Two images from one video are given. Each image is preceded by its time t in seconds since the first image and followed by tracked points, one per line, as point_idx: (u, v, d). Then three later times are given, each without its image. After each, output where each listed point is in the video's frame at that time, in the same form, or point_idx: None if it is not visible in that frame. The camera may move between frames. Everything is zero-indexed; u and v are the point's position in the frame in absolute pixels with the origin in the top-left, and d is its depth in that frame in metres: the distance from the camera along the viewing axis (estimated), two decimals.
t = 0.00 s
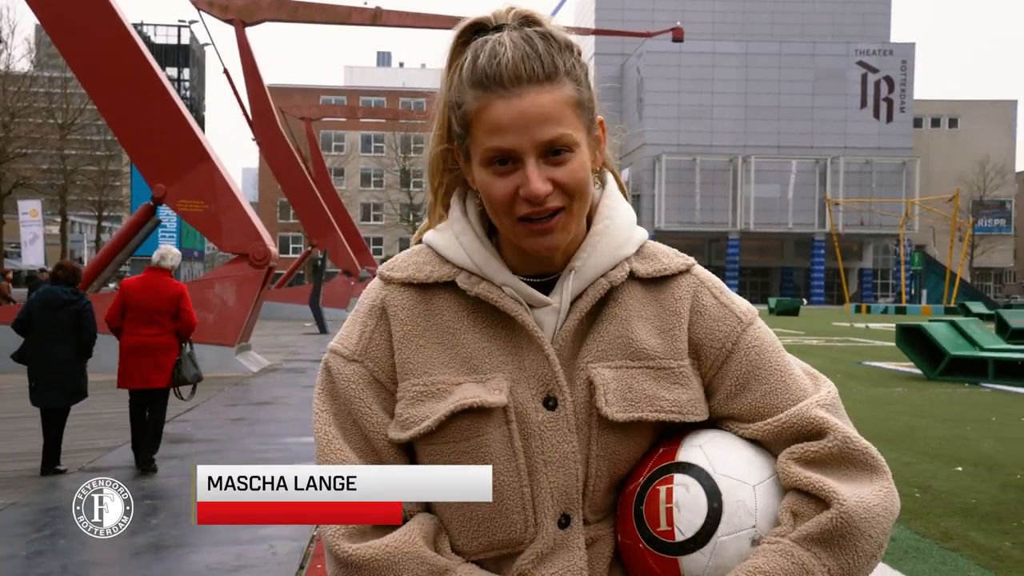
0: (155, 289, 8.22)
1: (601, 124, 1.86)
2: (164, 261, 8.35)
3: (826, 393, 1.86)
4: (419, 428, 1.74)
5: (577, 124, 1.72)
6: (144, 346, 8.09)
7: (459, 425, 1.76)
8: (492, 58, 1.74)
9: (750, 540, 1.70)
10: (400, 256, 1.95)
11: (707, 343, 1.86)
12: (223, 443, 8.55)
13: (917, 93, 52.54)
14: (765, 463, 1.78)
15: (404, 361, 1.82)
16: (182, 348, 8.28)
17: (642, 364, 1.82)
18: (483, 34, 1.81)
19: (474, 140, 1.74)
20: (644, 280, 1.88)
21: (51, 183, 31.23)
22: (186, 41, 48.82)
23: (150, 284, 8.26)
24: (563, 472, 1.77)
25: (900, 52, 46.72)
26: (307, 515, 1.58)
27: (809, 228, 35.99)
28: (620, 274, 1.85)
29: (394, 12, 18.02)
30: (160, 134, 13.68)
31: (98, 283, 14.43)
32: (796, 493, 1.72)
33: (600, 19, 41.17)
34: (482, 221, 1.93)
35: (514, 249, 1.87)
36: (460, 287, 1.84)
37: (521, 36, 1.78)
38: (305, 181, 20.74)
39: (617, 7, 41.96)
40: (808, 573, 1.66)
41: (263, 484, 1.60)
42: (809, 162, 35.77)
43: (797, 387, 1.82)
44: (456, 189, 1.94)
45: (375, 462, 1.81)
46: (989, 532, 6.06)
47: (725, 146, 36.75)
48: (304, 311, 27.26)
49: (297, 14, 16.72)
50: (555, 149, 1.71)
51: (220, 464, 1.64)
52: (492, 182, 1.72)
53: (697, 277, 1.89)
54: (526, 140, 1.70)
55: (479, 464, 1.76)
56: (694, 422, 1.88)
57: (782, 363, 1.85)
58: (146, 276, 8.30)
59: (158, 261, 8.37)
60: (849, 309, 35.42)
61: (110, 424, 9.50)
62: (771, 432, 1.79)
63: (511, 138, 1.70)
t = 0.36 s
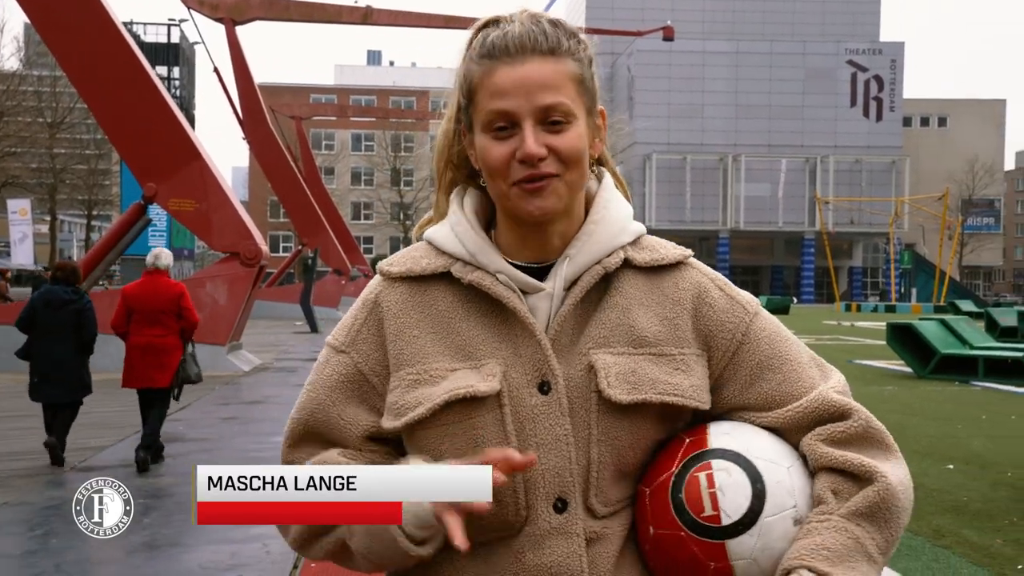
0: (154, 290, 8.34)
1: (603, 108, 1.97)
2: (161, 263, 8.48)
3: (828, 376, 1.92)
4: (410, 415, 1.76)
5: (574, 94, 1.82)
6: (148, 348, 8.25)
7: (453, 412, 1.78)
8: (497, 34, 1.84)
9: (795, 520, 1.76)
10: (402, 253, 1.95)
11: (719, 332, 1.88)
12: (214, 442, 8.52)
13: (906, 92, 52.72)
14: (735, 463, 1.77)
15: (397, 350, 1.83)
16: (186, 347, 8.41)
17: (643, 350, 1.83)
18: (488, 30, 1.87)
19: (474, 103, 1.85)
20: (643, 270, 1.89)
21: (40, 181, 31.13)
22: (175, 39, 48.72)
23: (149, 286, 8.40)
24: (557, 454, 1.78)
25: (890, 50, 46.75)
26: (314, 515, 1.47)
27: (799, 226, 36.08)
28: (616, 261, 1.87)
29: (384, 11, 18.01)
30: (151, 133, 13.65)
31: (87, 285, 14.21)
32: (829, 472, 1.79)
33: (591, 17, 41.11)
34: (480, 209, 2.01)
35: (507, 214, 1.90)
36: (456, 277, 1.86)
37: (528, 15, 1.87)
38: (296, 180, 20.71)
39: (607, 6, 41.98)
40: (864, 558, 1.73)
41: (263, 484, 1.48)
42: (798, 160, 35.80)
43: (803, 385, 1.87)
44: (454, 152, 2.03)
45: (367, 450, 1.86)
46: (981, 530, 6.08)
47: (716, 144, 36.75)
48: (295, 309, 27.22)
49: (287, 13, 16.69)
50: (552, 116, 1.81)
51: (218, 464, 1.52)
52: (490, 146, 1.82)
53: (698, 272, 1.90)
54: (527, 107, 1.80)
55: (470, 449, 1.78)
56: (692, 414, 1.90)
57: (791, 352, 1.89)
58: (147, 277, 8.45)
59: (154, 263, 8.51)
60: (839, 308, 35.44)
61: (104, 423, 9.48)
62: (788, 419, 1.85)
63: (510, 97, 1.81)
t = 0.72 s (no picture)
0: (160, 291, 8.62)
1: (589, 120, 2.06)
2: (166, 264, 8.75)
3: (808, 379, 1.99)
4: (397, 409, 1.76)
5: (567, 84, 1.90)
6: (155, 346, 8.46)
7: (442, 406, 1.80)
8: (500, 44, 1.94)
9: (805, 515, 1.78)
10: (393, 258, 1.97)
11: (712, 334, 1.91)
12: (207, 447, 8.51)
13: (900, 97, 52.90)
14: (748, 459, 1.80)
15: (388, 347, 1.85)
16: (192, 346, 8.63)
17: (633, 347, 1.84)
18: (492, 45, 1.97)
19: (470, 97, 1.94)
20: (631, 271, 1.91)
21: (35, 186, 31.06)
22: (170, 44, 48.76)
23: (155, 288, 8.65)
24: (543, 446, 1.79)
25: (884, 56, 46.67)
26: (310, 515, 1.51)
27: (793, 231, 36.18)
28: (603, 260, 1.89)
29: (378, 16, 18.00)
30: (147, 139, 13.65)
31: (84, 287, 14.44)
32: (831, 471, 1.83)
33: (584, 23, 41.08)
34: (467, 217, 2.04)
35: (495, 200, 1.93)
36: (446, 277, 1.89)
37: (515, 39, 1.94)
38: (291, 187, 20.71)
39: (601, 10, 42.05)
40: (874, 545, 1.75)
41: (263, 484, 1.52)
42: (793, 166, 35.81)
43: (788, 387, 1.94)
44: (448, 165, 2.16)
45: (353, 447, 1.91)
46: (976, 536, 6.09)
47: (710, 149, 36.74)
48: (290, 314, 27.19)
49: (281, 19, 16.71)
50: (546, 105, 1.87)
51: (218, 464, 1.55)
52: (489, 129, 1.87)
53: (685, 278, 1.93)
54: (522, 87, 1.88)
55: (460, 444, 1.80)
56: (678, 415, 1.94)
57: (781, 356, 1.98)
58: (153, 279, 8.70)
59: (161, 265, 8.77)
60: (834, 314, 35.41)
61: (100, 429, 9.48)
62: (779, 421, 1.92)
63: (503, 82, 1.89)
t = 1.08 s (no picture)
0: (181, 297, 8.84)
1: (581, 128, 2.09)
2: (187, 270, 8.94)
3: (796, 389, 2.02)
4: (389, 413, 1.77)
5: (560, 95, 1.94)
6: (173, 351, 8.77)
7: (434, 410, 1.81)
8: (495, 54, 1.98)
9: (792, 521, 1.82)
10: (385, 268, 1.99)
11: (701, 343, 1.95)
12: (207, 451, 8.51)
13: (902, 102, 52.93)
14: (732, 464, 1.83)
15: (379, 353, 1.86)
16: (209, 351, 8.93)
17: (623, 354, 1.87)
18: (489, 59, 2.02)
19: (465, 108, 1.96)
20: (622, 280, 1.94)
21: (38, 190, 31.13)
22: (172, 49, 48.92)
23: (175, 293, 8.87)
24: (534, 451, 1.80)
25: (887, 62, 46.70)
26: (308, 515, 1.51)
27: (796, 236, 36.20)
28: (594, 268, 1.92)
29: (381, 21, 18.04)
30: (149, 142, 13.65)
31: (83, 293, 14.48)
32: (819, 477, 1.87)
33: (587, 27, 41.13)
34: (459, 226, 2.06)
35: (486, 209, 1.96)
36: (437, 284, 1.91)
37: (517, 52, 1.97)
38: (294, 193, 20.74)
39: (604, 14, 42.08)
40: (860, 552, 1.79)
41: (263, 484, 1.53)
42: (796, 171, 35.82)
43: (775, 396, 1.98)
44: (440, 178, 2.18)
45: (350, 454, 1.91)
46: (977, 542, 6.08)
47: (714, 154, 36.75)
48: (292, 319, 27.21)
49: (284, 23, 16.75)
50: (540, 114, 1.91)
51: (217, 464, 1.56)
52: (482, 138, 1.90)
53: (675, 286, 1.97)
54: (517, 96, 1.91)
55: (450, 448, 1.81)
56: (670, 422, 1.97)
57: (769, 366, 2.02)
58: (174, 284, 8.93)
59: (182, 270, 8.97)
60: (837, 319, 35.40)
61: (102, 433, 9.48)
62: (769, 427, 1.95)
63: (501, 91, 1.92)
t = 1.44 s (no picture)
0: (194, 302, 8.99)
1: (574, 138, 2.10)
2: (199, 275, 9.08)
3: (791, 391, 2.01)
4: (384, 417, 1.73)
5: (557, 103, 1.94)
6: (186, 353, 8.84)
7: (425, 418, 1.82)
8: (496, 57, 1.97)
9: (786, 529, 1.82)
10: (374, 273, 2.00)
11: (693, 347, 1.95)
12: (211, 455, 8.53)
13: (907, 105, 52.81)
14: (725, 471, 1.84)
15: (370, 357, 1.86)
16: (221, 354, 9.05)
17: (613, 360, 1.87)
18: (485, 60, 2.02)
19: (459, 112, 1.96)
20: (613, 284, 1.94)
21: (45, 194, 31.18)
22: (177, 53, 48.99)
23: (187, 298, 9.00)
24: (523, 458, 1.81)
25: (891, 67, 46.63)
26: (309, 514, 1.54)
27: (801, 240, 36.10)
28: (584, 272, 1.93)
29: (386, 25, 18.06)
30: (154, 146, 13.70)
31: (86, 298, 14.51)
32: (811, 486, 1.88)
33: (591, 31, 41.12)
34: (450, 231, 2.07)
35: (476, 221, 1.96)
36: (426, 291, 1.91)
37: (517, 55, 1.97)
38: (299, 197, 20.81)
39: (609, 16, 42.05)
40: (856, 563, 1.79)
41: (264, 484, 1.56)
42: (801, 175, 35.77)
43: (770, 401, 1.98)
44: (432, 190, 2.19)
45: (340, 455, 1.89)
46: (980, 547, 6.07)
47: (718, 158, 36.69)
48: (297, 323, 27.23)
49: (288, 27, 16.83)
50: (535, 125, 1.90)
51: (217, 463, 1.59)
52: (476, 145, 1.90)
53: (666, 291, 1.96)
54: (515, 104, 1.91)
55: (439, 452, 1.82)
56: (661, 429, 1.97)
57: (765, 370, 2.03)
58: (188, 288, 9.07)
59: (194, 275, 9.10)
60: (842, 323, 35.29)
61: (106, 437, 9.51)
62: (758, 433, 1.95)
63: (499, 99, 1.92)
